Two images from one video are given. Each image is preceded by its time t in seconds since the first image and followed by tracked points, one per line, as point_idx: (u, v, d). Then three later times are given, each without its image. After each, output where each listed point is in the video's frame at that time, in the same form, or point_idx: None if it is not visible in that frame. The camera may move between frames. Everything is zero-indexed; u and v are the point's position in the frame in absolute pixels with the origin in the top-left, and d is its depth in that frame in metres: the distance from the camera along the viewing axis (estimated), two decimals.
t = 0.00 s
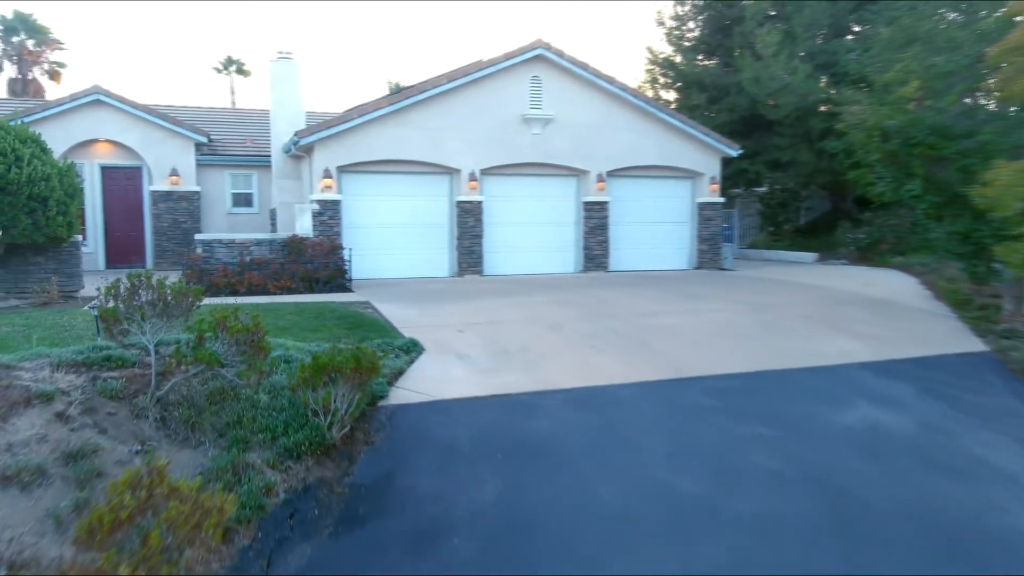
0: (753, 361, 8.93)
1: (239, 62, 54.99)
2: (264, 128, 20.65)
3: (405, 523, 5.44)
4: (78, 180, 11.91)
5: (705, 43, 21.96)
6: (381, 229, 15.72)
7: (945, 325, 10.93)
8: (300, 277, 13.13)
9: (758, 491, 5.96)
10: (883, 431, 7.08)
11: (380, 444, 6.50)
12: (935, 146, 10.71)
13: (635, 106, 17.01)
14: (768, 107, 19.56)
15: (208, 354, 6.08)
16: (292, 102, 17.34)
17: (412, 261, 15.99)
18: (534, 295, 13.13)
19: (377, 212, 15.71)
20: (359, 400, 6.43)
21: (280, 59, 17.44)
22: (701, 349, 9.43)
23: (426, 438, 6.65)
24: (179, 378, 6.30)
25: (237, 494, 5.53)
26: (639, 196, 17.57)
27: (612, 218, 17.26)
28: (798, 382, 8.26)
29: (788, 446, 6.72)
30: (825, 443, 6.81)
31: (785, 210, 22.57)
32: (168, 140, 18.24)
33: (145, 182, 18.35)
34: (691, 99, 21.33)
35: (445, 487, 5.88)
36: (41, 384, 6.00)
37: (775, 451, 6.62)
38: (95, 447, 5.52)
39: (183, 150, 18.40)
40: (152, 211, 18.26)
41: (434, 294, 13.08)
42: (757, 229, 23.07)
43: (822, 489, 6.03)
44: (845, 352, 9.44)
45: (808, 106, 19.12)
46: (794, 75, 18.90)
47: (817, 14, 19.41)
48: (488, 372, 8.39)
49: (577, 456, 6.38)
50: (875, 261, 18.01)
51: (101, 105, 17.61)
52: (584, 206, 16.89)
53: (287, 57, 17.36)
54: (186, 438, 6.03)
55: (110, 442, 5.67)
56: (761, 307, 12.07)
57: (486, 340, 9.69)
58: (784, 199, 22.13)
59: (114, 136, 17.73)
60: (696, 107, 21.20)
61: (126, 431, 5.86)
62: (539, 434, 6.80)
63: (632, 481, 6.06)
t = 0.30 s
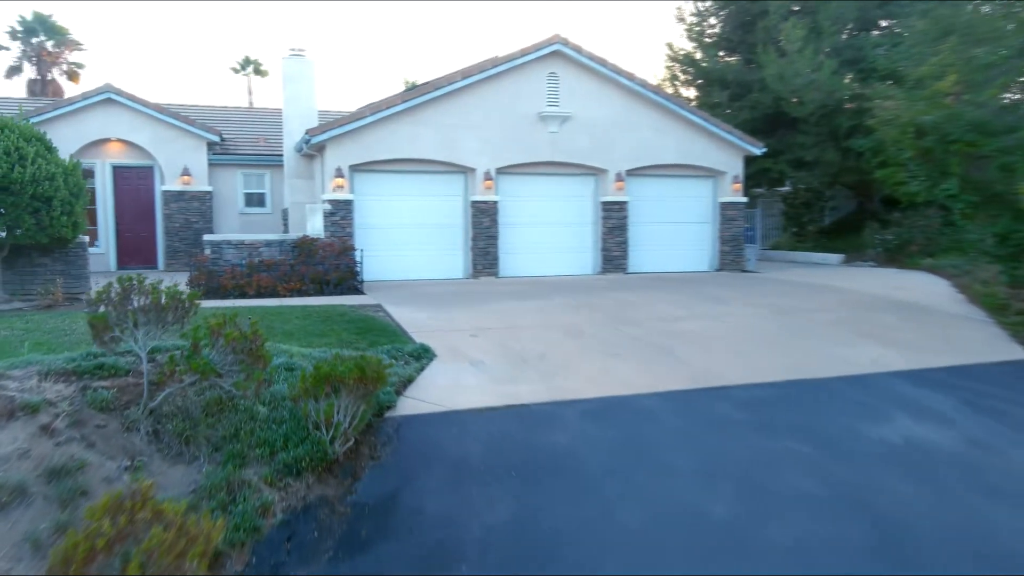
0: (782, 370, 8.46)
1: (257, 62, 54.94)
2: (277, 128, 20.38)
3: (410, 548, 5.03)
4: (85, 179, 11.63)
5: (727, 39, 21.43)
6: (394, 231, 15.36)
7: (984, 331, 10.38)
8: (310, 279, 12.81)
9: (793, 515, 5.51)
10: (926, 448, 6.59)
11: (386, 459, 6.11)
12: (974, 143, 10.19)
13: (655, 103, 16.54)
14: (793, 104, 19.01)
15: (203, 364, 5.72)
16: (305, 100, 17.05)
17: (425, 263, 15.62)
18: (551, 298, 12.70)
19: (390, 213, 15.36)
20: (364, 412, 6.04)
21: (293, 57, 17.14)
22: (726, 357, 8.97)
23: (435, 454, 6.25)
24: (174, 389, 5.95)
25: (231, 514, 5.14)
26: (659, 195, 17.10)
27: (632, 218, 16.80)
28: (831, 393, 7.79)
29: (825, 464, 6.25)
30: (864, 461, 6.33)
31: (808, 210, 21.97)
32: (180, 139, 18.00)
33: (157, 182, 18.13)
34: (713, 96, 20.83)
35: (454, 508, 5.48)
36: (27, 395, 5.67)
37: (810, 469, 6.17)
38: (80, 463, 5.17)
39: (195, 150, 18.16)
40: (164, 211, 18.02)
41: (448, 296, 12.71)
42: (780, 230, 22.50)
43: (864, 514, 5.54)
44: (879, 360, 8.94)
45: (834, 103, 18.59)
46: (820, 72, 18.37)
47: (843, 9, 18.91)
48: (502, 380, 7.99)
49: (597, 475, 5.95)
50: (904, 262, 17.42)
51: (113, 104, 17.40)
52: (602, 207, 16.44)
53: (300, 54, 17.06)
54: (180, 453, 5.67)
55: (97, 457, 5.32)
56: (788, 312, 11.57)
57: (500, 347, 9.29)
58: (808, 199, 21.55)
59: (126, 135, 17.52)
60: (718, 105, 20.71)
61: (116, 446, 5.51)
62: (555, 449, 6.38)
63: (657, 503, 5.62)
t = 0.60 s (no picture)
0: (812, 378, 7.99)
1: (274, 61, 54.97)
2: (290, 126, 20.09)
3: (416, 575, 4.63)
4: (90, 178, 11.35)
5: (749, 35, 20.88)
6: (406, 231, 15.00)
7: None
8: (320, 280, 12.50)
9: (832, 541, 5.08)
10: (973, 466, 6.11)
11: (392, 474, 5.72)
12: (1016, 139, 9.63)
13: (676, 99, 16.07)
14: (818, 101, 18.46)
15: (196, 373, 5.34)
16: (318, 98, 16.75)
17: (440, 264, 15.25)
18: (569, 300, 12.28)
19: (402, 213, 15.00)
20: (367, 425, 5.65)
21: (305, 53, 16.85)
22: (753, 364, 8.51)
23: (444, 468, 5.86)
24: (167, 399, 5.60)
25: (223, 536, 4.78)
26: (679, 195, 16.62)
27: (651, 218, 16.34)
28: (866, 404, 7.32)
29: (864, 484, 5.79)
30: (906, 481, 5.87)
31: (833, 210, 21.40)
32: (192, 138, 17.74)
33: (169, 181, 17.90)
34: (735, 93, 20.31)
35: (464, 530, 5.08)
36: (10, 407, 5.35)
37: (848, 490, 5.72)
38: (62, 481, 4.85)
39: (207, 148, 17.91)
40: (175, 210, 17.79)
41: (462, 299, 12.33)
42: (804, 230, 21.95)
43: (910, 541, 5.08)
44: (915, 368, 8.44)
45: (861, 100, 18.04)
46: (846, 67, 17.80)
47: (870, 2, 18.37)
48: (516, 389, 7.58)
49: (617, 494, 5.53)
50: (934, 264, 16.83)
51: (124, 102, 17.17)
52: (620, 206, 15.99)
53: (313, 51, 16.77)
54: (172, 467, 5.32)
55: (82, 474, 4.99)
56: (816, 316, 11.07)
57: (515, 352, 8.89)
58: (833, 198, 20.96)
59: (137, 134, 17.30)
60: (741, 102, 20.20)
61: (103, 460, 5.18)
62: (572, 464, 5.97)
63: (683, 526, 5.19)
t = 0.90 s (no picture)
0: (847, 389, 7.51)
1: (291, 61, 54.90)
2: (303, 125, 19.80)
3: None
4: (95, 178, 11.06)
5: (772, 30, 20.32)
6: (420, 231, 14.63)
7: None
8: (331, 282, 12.14)
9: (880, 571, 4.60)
10: None
11: (398, 492, 5.31)
12: None
13: (697, 96, 15.58)
14: (844, 97, 17.88)
15: (187, 385, 4.96)
16: (330, 96, 16.40)
17: (455, 265, 14.86)
18: (587, 303, 11.85)
19: (416, 213, 14.63)
20: (371, 440, 5.24)
21: (318, 50, 16.51)
22: (783, 373, 8.03)
23: (454, 486, 5.45)
24: (157, 412, 5.24)
25: (212, 563, 4.38)
26: (701, 194, 16.13)
27: (672, 218, 15.87)
28: (907, 417, 6.83)
29: (911, 507, 5.31)
30: (957, 504, 5.37)
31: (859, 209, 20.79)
32: (203, 137, 17.48)
33: (180, 181, 17.66)
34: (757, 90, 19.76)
35: (476, 554, 4.65)
36: None
37: (895, 512, 5.24)
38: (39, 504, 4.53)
39: (219, 148, 17.64)
40: (187, 211, 17.53)
41: (476, 301, 11.94)
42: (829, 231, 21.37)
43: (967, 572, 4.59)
44: (956, 377, 7.93)
45: (888, 96, 17.49)
46: (874, 62, 17.23)
47: None
48: (532, 398, 7.17)
49: (641, 517, 5.09)
50: (966, 266, 16.23)
51: (135, 100, 16.94)
52: (640, 206, 15.53)
53: (326, 48, 16.44)
54: (161, 486, 4.95)
55: (63, 496, 4.66)
56: (846, 321, 10.57)
57: (531, 358, 8.47)
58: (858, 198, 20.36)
59: (147, 132, 17.06)
60: (764, 99, 19.63)
61: (87, 479, 4.84)
62: (592, 483, 5.54)
63: (714, 553, 4.73)
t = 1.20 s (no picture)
0: (886, 402, 7.02)
1: (308, 61, 54.82)
2: (317, 124, 19.48)
3: None
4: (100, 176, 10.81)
5: (796, 26, 19.74)
6: (433, 233, 14.25)
7: None
8: (342, 285, 11.78)
9: None
10: None
11: (402, 517, 4.90)
12: None
13: (720, 92, 15.08)
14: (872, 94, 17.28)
15: (175, 402, 4.57)
16: (342, 94, 16.05)
17: (470, 267, 14.46)
18: (606, 307, 11.41)
19: (429, 214, 14.26)
20: (372, 460, 4.83)
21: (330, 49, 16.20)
22: (814, 384, 7.54)
23: (462, 509, 5.03)
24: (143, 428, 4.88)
25: None
26: (723, 194, 15.62)
27: (693, 219, 15.38)
28: (952, 434, 6.34)
29: (964, 537, 4.83)
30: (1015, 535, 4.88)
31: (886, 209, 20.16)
32: (215, 136, 17.22)
33: (192, 181, 17.41)
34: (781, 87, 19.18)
35: None
36: None
37: (945, 543, 4.76)
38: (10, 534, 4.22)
39: (231, 147, 17.36)
40: (198, 211, 17.27)
41: (491, 305, 11.52)
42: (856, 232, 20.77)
43: None
44: (1003, 389, 7.40)
45: (919, 92, 16.89)
46: (903, 58, 16.64)
47: None
48: (548, 411, 6.75)
49: (666, 548, 4.64)
50: (1001, 268, 15.60)
51: (146, 100, 16.70)
52: (660, 206, 15.05)
53: (338, 46, 16.12)
54: (147, 510, 4.59)
55: (39, 522, 4.34)
56: (879, 327, 10.05)
57: (547, 367, 8.05)
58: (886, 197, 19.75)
59: (159, 132, 16.83)
60: (788, 96, 19.06)
61: (65, 503, 4.51)
62: (612, 507, 5.10)
63: None
